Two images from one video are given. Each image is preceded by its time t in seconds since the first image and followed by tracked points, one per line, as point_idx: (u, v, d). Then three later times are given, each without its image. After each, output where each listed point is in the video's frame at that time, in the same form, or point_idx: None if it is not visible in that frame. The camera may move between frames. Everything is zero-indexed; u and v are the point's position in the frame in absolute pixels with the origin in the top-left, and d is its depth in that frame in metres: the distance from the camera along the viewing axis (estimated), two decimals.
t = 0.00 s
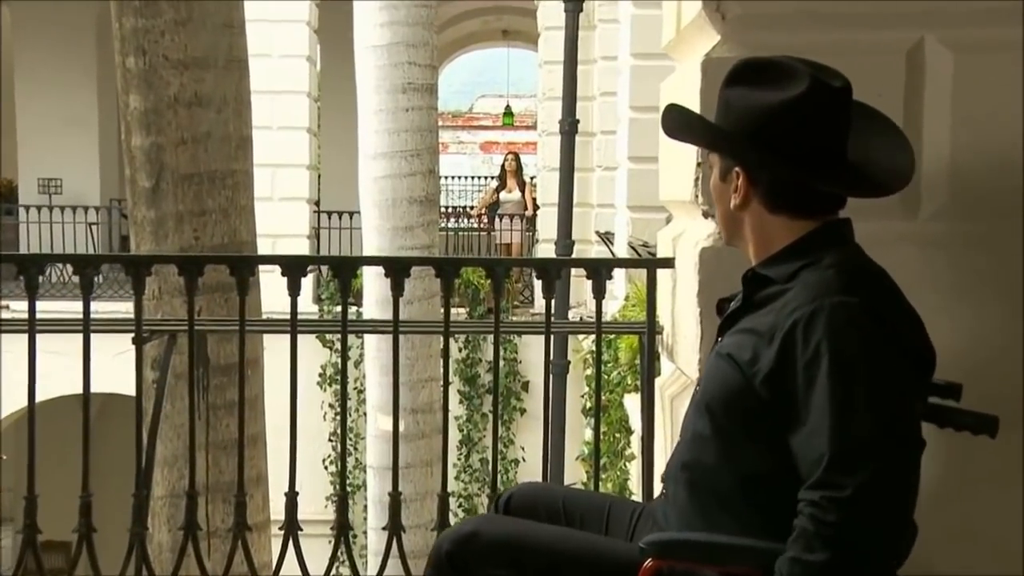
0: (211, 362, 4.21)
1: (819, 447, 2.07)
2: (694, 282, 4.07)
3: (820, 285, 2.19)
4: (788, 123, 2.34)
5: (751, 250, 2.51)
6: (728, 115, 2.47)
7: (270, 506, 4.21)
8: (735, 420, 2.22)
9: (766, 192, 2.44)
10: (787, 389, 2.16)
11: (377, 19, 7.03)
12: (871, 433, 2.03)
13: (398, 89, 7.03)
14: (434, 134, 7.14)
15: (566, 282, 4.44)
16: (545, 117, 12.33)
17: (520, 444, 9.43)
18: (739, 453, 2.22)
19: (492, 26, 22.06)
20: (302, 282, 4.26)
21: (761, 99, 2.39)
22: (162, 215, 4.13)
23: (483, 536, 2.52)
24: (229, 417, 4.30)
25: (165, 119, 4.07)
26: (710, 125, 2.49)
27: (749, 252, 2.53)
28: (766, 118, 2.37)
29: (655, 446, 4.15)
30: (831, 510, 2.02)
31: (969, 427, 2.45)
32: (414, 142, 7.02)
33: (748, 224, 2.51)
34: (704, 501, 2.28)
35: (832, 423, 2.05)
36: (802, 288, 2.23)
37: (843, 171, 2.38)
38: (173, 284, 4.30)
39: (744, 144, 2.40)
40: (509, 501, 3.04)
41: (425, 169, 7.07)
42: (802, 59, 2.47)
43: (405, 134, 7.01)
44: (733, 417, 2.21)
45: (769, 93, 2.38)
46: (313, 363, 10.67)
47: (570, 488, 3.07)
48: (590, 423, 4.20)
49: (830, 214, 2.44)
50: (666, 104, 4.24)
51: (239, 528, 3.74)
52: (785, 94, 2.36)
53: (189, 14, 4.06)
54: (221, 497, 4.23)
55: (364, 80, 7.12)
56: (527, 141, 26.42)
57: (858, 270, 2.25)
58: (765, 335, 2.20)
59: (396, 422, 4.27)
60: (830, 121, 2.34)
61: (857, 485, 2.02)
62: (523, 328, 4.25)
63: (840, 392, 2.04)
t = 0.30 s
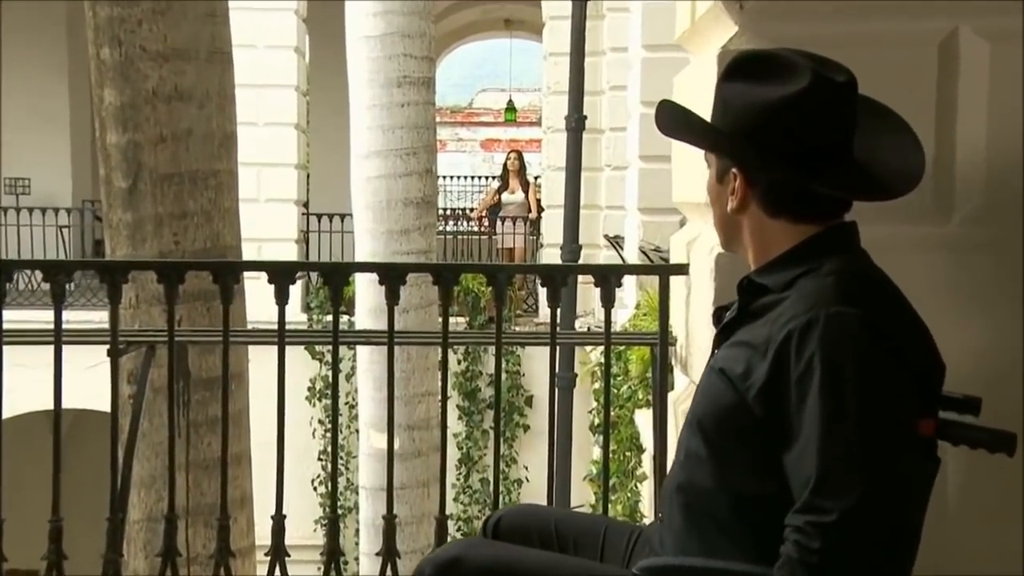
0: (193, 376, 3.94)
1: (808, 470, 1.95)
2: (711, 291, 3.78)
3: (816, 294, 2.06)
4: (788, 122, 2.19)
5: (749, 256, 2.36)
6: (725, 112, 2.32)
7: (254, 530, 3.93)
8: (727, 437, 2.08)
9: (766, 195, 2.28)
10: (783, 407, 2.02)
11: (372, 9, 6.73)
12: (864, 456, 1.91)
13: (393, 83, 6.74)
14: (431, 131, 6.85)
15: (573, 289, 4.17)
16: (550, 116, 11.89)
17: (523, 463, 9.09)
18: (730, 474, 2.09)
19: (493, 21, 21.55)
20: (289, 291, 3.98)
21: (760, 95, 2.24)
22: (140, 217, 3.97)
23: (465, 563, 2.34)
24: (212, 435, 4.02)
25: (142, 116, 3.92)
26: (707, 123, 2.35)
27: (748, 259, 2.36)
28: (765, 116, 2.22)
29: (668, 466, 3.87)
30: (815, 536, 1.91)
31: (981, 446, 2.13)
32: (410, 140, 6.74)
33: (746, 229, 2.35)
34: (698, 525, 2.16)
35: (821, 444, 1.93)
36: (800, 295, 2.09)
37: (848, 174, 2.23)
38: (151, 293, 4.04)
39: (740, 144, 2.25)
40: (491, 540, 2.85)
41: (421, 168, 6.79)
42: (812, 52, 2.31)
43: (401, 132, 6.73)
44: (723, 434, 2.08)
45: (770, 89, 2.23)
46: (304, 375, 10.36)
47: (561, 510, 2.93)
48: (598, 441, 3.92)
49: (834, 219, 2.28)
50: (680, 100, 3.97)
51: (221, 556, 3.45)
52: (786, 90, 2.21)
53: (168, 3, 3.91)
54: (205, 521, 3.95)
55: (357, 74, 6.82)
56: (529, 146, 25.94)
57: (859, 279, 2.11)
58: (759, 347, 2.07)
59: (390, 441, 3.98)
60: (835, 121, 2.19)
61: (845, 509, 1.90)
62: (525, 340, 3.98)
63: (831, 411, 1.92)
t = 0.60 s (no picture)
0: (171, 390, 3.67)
1: (825, 487, 1.92)
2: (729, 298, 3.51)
3: (837, 300, 2.03)
4: (805, 117, 2.14)
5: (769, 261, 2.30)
6: (741, 111, 2.26)
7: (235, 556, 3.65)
8: (740, 453, 2.04)
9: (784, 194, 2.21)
10: (800, 419, 1.99)
11: None
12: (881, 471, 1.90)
13: (384, 75, 5.95)
14: (429, 125, 6.06)
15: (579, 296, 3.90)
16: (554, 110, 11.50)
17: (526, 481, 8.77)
18: (746, 491, 2.04)
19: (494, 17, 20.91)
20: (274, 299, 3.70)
21: (775, 91, 2.18)
22: (114, 219, 3.75)
23: None
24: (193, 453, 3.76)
25: (115, 109, 3.70)
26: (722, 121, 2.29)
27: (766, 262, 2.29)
28: (781, 112, 2.17)
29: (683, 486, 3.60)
30: (834, 558, 1.88)
31: (999, 463, 2.12)
32: (405, 135, 5.94)
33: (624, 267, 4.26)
34: (713, 550, 2.09)
35: (840, 460, 1.90)
36: (816, 305, 2.06)
37: (868, 172, 2.17)
38: (126, 300, 3.76)
39: (756, 141, 2.19)
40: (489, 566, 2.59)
41: (417, 166, 5.97)
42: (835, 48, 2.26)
43: (395, 125, 5.93)
44: (738, 449, 2.04)
45: (787, 85, 2.18)
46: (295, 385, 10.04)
47: (567, 531, 2.66)
48: (607, 459, 3.64)
49: (859, 221, 2.20)
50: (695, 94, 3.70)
51: None
52: (804, 85, 2.15)
53: None
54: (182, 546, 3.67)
55: (346, 63, 6.02)
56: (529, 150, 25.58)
57: (879, 288, 2.07)
58: (776, 358, 2.04)
59: (383, 459, 3.70)
60: (856, 115, 2.14)
61: (865, 530, 1.88)
62: (528, 350, 3.70)
63: (850, 425, 1.90)
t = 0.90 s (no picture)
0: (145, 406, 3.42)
1: (851, 514, 1.66)
2: (745, 307, 3.25)
3: (864, 308, 1.76)
4: (832, 110, 1.84)
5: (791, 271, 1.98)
6: (758, 100, 1.95)
7: None
8: (758, 476, 1.74)
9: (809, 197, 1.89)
10: (825, 439, 1.71)
11: None
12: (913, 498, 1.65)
13: (374, 66, 5.69)
14: (422, 121, 5.77)
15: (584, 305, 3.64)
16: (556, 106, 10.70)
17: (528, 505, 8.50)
18: (763, 520, 1.75)
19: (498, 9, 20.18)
20: (256, 308, 3.43)
21: (798, 80, 1.88)
22: (81, 221, 3.56)
23: None
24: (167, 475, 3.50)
25: (83, 102, 3.51)
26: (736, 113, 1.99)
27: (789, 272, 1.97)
28: (803, 104, 1.86)
29: (697, 511, 3.34)
30: None
31: None
32: (397, 131, 5.68)
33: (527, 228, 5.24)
34: None
35: (865, 484, 1.65)
36: (843, 311, 1.79)
37: (903, 173, 1.87)
38: (94, 310, 3.52)
39: (774, 136, 1.89)
40: None
41: (409, 164, 5.70)
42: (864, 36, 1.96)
43: (386, 121, 5.67)
44: (755, 469, 1.74)
45: (810, 73, 1.87)
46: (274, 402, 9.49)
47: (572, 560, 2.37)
48: (615, 480, 3.37)
49: (891, 224, 1.90)
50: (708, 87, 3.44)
51: None
52: (831, 75, 1.85)
53: None
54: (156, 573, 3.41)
55: (334, 54, 5.77)
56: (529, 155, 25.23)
57: (916, 293, 1.81)
58: (797, 370, 1.76)
59: (374, 481, 3.43)
60: (889, 109, 1.84)
61: (893, 563, 1.63)
62: (528, 362, 3.45)
63: (876, 444, 1.65)
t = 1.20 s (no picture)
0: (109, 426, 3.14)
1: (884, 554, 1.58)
2: (767, 318, 2.96)
3: (899, 327, 1.67)
4: (858, 98, 1.70)
5: (817, 278, 1.84)
6: (776, 93, 1.82)
7: None
8: (782, 508, 1.66)
9: (835, 200, 1.75)
10: (854, 469, 1.63)
11: None
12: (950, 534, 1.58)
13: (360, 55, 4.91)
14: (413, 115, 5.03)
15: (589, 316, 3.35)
16: (560, 95, 10.15)
17: (528, 535, 8.26)
18: (787, 555, 1.66)
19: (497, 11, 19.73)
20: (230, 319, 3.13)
21: (819, 68, 1.75)
22: (37, 224, 3.27)
23: None
24: (134, 502, 3.23)
25: (40, 93, 3.28)
26: (751, 108, 1.86)
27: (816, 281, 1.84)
28: (828, 93, 1.73)
29: (713, 542, 3.06)
30: None
31: None
32: (385, 127, 4.92)
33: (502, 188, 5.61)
34: None
35: (899, 520, 1.57)
36: (871, 331, 1.70)
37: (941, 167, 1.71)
38: (52, 322, 3.32)
39: (795, 129, 1.76)
40: None
41: (399, 162, 4.95)
42: (894, 19, 1.81)
43: (374, 115, 4.91)
44: (777, 502, 1.66)
45: (833, 60, 1.74)
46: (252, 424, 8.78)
47: None
48: (625, 508, 3.07)
49: (926, 228, 1.75)
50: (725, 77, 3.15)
51: None
52: (856, 60, 1.72)
53: None
54: None
55: (314, 41, 5.00)
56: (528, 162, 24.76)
57: (953, 308, 1.71)
58: (823, 394, 1.67)
59: (360, 511, 3.13)
60: (922, 95, 1.69)
61: None
62: (527, 378, 3.16)
63: (912, 478, 1.57)
